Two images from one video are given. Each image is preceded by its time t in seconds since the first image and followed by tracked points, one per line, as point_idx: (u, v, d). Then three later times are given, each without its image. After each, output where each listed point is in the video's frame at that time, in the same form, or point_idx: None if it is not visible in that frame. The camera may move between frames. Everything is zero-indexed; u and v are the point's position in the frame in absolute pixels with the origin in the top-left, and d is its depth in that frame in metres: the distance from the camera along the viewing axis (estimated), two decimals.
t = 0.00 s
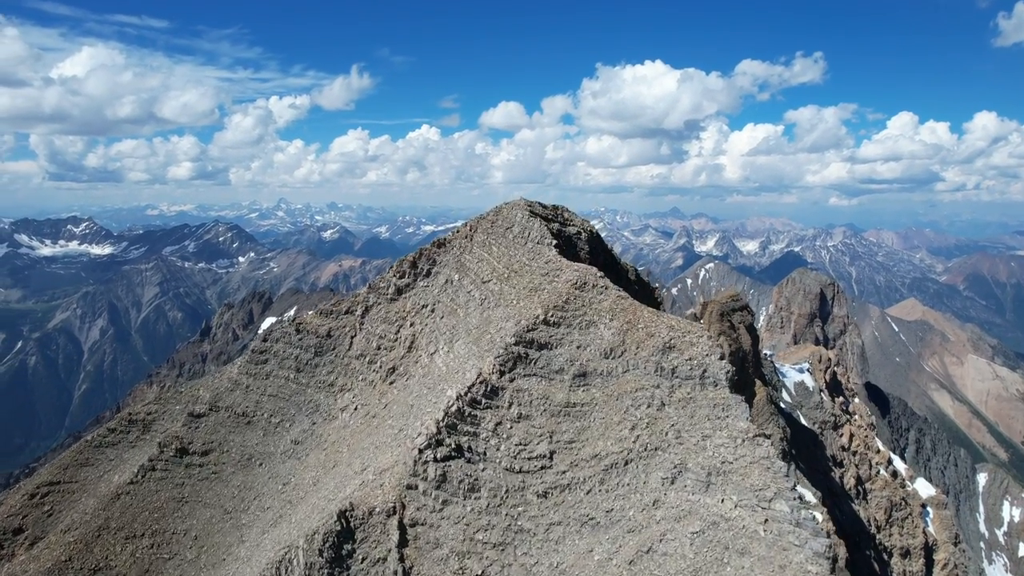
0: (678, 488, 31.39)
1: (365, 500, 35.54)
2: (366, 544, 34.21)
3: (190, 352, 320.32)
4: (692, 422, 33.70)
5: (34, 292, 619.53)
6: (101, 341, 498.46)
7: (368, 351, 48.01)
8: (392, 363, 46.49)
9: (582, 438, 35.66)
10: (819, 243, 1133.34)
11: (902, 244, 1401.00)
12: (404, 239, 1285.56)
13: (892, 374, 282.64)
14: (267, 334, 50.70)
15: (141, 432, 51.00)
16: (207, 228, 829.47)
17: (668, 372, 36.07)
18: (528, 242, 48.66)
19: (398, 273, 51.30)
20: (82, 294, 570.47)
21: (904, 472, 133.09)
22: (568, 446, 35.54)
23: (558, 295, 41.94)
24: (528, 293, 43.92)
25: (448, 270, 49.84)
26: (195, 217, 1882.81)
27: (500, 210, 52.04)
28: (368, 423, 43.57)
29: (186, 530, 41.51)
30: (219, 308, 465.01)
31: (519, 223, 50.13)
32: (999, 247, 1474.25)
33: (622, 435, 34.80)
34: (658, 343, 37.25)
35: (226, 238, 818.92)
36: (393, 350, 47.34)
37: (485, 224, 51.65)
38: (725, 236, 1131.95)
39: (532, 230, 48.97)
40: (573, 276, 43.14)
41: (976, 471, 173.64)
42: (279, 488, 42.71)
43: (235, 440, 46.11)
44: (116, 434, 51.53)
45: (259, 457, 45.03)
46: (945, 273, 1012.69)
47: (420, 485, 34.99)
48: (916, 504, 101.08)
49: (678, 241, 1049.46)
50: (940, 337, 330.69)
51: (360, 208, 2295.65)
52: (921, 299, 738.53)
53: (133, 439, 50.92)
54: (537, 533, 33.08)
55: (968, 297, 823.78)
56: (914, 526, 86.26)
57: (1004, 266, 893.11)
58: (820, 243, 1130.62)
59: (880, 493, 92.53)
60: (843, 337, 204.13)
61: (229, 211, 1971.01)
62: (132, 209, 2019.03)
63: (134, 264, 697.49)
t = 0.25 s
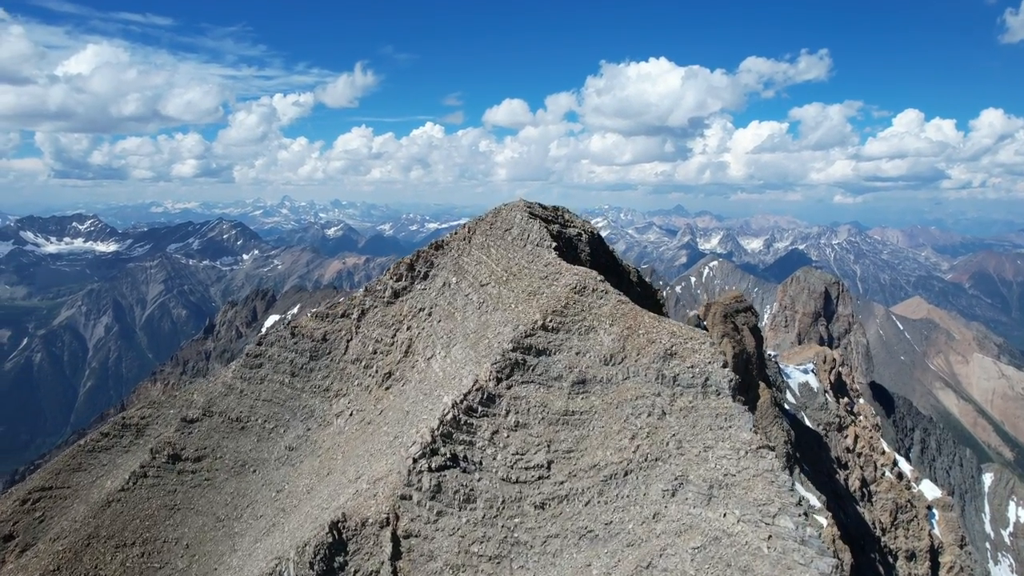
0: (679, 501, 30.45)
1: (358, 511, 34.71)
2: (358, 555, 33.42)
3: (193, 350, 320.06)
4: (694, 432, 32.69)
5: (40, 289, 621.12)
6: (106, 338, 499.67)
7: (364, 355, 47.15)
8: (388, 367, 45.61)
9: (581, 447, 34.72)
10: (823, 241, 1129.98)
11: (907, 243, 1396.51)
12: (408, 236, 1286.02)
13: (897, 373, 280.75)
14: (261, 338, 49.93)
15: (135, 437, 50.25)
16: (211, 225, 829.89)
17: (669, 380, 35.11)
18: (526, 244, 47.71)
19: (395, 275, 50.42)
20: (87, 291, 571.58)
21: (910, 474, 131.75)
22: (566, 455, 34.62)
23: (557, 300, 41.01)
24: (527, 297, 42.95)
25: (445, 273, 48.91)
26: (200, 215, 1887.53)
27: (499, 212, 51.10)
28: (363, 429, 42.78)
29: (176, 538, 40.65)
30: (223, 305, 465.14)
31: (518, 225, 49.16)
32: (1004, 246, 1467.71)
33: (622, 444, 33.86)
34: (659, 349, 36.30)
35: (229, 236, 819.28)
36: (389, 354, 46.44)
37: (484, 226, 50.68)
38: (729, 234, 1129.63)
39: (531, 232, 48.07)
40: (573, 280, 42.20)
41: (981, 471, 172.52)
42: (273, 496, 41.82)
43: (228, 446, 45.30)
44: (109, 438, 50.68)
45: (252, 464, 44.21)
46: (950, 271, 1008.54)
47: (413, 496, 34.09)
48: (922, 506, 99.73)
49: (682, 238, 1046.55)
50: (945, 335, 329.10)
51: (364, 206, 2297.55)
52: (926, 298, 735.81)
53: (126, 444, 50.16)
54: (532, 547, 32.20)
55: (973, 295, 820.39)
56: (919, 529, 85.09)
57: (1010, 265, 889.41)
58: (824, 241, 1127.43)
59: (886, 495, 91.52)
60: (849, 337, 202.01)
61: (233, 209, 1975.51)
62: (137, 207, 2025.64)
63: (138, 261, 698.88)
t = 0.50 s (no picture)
0: (681, 514, 29.48)
1: (350, 523, 33.90)
2: (351, 568, 32.64)
3: (197, 348, 319.65)
4: (696, 443, 31.70)
5: (46, 287, 622.74)
6: (111, 336, 500.58)
7: (360, 360, 46.28)
8: (384, 373, 44.73)
9: (580, 458, 33.77)
10: (829, 239, 1125.14)
11: (913, 241, 1389.49)
12: (412, 234, 1285.66)
13: (902, 372, 278.70)
14: (256, 342, 49.18)
15: (128, 442, 49.44)
16: (216, 223, 830.51)
17: (671, 388, 34.15)
18: (525, 247, 46.76)
19: (392, 278, 49.56)
20: (92, 288, 572.83)
21: (916, 476, 130.38)
22: (564, 465, 33.72)
23: (556, 304, 40.05)
24: (526, 301, 41.98)
25: (444, 276, 47.89)
26: (205, 212, 1891.97)
27: (498, 213, 50.10)
28: (359, 436, 41.93)
29: (168, 546, 39.86)
30: (228, 302, 465.10)
31: (517, 227, 48.20)
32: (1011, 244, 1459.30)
33: (622, 455, 32.90)
34: (661, 356, 35.37)
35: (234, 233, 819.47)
36: (386, 359, 45.60)
37: (483, 228, 49.76)
38: (733, 231, 1125.63)
39: (530, 235, 47.11)
40: (573, 283, 41.24)
41: (987, 471, 171.12)
42: (266, 504, 40.99)
43: (222, 452, 44.49)
44: (103, 443, 49.94)
45: (246, 470, 43.39)
46: (957, 269, 1002.74)
47: (408, 507, 33.25)
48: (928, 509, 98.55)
49: (687, 236, 1042.66)
50: (951, 334, 326.72)
51: (369, 204, 2298.64)
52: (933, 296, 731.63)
53: (120, 449, 49.36)
54: (530, 560, 31.23)
55: (980, 293, 815.42)
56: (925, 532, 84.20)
57: (1017, 263, 883.94)
58: (829, 239, 1122.78)
59: (892, 497, 91.08)
60: (854, 336, 199.95)
61: (238, 206, 1979.12)
62: (142, 204, 2031.06)
63: (143, 259, 699.89)
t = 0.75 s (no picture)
0: (683, 529, 28.55)
1: (343, 535, 33.09)
2: None
3: (202, 345, 319.60)
4: (698, 454, 30.76)
5: (52, 284, 624.22)
6: (117, 333, 501.68)
7: (356, 365, 45.46)
8: (381, 378, 43.85)
9: (579, 468, 32.83)
10: (834, 237, 1120.70)
11: (919, 239, 1383.04)
12: (416, 232, 1285.39)
13: (908, 371, 276.92)
14: (252, 346, 48.51)
15: (121, 447, 48.67)
16: (220, 220, 830.91)
17: (673, 398, 33.27)
18: (525, 249, 45.83)
19: (389, 281, 48.76)
20: (98, 286, 574.08)
21: (922, 477, 128.86)
22: (563, 476, 32.75)
23: (556, 310, 39.11)
24: (526, 305, 41.03)
25: (441, 279, 47.05)
26: (210, 210, 1895.87)
27: (498, 215, 49.17)
28: (354, 443, 41.11)
29: (158, 555, 39.12)
30: (232, 300, 465.53)
31: (516, 229, 47.27)
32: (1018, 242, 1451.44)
33: (621, 466, 31.93)
34: (662, 365, 34.47)
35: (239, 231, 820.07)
36: (383, 364, 44.74)
37: (482, 231, 48.83)
38: (738, 229, 1122.05)
39: (529, 237, 46.22)
40: (573, 289, 40.30)
41: (994, 472, 169.52)
42: (260, 512, 40.16)
43: (216, 459, 43.76)
44: (96, 448, 49.21)
45: (240, 478, 42.59)
46: (963, 267, 998.02)
47: (402, 519, 32.39)
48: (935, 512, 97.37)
49: (692, 233, 1039.58)
50: (957, 332, 324.55)
51: (373, 202, 2299.85)
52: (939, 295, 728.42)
53: (113, 454, 48.65)
54: None
55: (986, 292, 811.13)
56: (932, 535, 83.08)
57: None
58: (835, 237, 1118.34)
59: (898, 499, 89.88)
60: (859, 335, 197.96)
61: (243, 204, 1982.19)
62: (148, 202, 2036.49)
63: (149, 256, 700.78)
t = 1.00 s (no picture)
0: (683, 545, 27.59)
1: (335, 547, 32.25)
2: None
3: (206, 343, 319.61)
4: (700, 468, 29.79)
5: (58, 282, 626.09)
6: (122, 331, 502.86)
7: (352, 370, 44.60)
8: (377, 384, 43.00)
9: (577, 480, 31.91)
10: (839, 235, 1116.04)
11: (925, 237, 1376.59)
12: (421, 230, 1285.01)
13: (913, 371, 275.02)
14: (247, 351, 47.76)
15: (115, 452, 47.98)
16: (225, 218, 831.29)
17: (674, 408, 32.35)
18: (525, 252, 44.96)
19: (386, 285, 47.95)
20: (103, 283, 575.46)
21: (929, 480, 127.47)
22: (561, 488, 31.84)
23: (554, 316, 38.22)
24: (524, 311, 40.11)
25: (439, 282, 46.18)
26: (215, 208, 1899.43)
27: (496, 217, 48.25)
28: (349, 450, 40.24)
29: (149, 565, 38.30)
30: (237, 297, 465.88)
31: (515, 232, 46.41)
32: None
33: (620, 479, 31.00)
34: (664, 374, 33.54)
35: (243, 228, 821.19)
36: (378, 369, 43.89)
37: (480, 233, 47.97)
38: (743, 227, 1118.55)
39: (529, 240, 45.33)
40: (572, 294, 39.37)
41: (1000, 473, 168.11)
42: (252, 520, 39.34)
43: (209, 466, 42.98)
44: (89, 453, 48.48)
45: (233, 485, 41.81)
46: (970, 266, 992.91)
47: (395, 532, 31.48)
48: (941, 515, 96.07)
49: (696, 232, 1036.71)
50: (963, 331, 322.30)
51: (378, 200, 2300.85)
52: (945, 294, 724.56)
53: (106, 459, 47.87)
54: None
55: (993, 291, 806.86)
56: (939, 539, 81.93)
57: None
58: (840, 235, 1113.74)
59: (904, 503, 88.59)
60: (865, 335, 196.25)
61: (248, 202, 1985.94)
62: (153, 200, 2042.12)
63: (154, 254, 702.25)
